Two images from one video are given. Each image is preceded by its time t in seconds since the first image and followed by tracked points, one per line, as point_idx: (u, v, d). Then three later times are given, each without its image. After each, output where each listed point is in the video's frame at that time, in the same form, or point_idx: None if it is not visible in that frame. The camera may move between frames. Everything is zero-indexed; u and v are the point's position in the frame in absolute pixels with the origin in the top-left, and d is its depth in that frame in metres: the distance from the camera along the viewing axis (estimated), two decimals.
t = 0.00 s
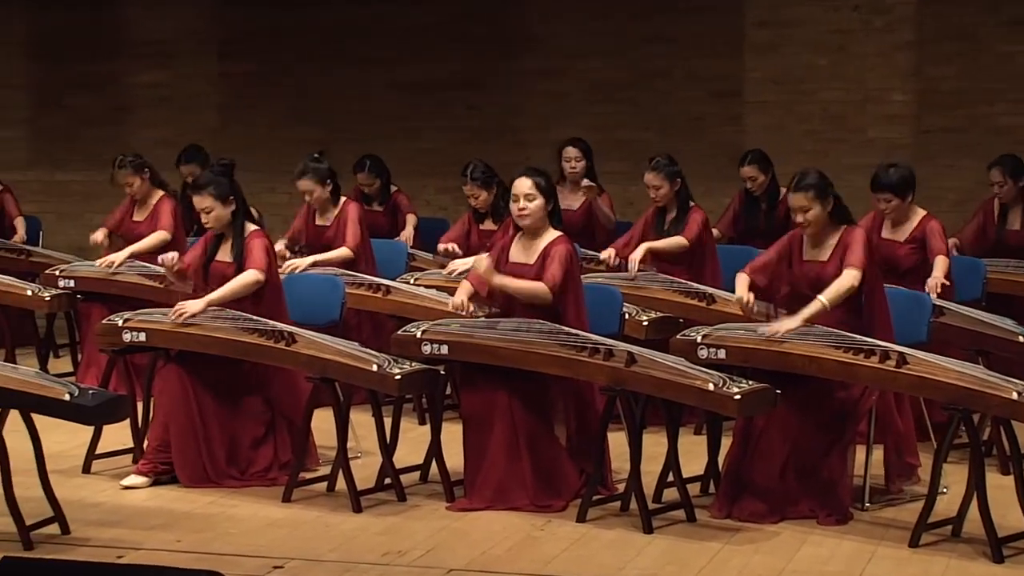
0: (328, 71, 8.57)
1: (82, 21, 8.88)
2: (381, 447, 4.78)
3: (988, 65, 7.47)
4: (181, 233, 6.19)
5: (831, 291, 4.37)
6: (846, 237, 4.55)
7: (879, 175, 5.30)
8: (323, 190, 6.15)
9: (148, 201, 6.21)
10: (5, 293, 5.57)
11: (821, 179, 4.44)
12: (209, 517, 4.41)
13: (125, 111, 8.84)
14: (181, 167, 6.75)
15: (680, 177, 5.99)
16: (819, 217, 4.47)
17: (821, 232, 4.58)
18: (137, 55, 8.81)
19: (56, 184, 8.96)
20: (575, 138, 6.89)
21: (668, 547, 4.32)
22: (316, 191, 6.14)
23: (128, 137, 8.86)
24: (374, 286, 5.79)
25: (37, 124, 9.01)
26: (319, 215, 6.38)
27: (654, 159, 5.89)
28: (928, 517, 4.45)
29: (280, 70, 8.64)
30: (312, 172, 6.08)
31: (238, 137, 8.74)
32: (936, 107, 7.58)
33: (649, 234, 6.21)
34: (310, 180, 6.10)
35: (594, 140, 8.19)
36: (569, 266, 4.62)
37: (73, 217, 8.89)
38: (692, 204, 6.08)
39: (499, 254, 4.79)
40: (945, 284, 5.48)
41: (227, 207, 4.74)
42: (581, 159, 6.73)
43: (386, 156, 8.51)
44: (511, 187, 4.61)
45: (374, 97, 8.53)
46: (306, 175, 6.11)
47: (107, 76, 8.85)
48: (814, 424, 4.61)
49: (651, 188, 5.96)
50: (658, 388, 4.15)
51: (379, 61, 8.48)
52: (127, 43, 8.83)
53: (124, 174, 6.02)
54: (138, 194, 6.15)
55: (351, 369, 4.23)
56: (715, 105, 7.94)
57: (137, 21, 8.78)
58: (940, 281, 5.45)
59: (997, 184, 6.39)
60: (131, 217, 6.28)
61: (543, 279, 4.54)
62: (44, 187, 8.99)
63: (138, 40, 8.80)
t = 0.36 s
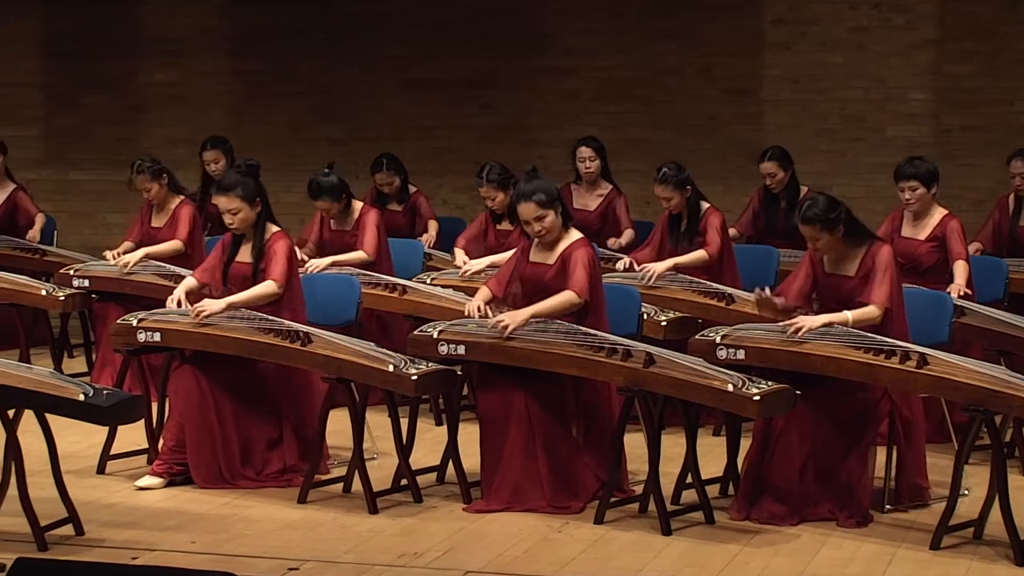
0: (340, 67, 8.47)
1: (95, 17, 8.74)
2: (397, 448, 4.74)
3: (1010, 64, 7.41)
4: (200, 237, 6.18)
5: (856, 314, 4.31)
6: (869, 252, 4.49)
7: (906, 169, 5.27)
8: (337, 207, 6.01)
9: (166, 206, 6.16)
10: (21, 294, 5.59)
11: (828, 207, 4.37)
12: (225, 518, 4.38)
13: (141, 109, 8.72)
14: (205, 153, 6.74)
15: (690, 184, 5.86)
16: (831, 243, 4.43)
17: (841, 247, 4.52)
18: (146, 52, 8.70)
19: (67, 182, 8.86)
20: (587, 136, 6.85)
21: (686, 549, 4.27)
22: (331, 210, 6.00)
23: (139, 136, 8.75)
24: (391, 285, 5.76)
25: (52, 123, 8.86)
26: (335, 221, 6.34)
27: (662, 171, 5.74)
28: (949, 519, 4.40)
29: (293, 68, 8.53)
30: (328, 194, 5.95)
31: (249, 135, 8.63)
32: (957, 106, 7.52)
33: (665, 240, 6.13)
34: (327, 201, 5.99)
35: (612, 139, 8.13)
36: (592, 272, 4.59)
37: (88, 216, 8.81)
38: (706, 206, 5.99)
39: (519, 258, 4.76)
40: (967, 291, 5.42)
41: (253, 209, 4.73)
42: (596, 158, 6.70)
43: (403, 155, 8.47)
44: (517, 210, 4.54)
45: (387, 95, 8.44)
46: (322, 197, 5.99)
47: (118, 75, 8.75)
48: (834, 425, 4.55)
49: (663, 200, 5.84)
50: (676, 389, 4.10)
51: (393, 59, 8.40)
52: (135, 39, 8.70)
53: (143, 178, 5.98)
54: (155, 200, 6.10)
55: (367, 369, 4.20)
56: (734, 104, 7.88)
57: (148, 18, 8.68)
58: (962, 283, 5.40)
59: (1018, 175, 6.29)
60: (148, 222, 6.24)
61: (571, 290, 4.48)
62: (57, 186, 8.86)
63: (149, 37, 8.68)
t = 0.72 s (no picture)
0: (358, 65, 8.44)
1: (111, 16, 8.74)
2: (414, 449, 4.71)
3: None
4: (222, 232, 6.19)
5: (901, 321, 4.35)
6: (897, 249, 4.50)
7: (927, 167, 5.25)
8: (367, 184, 6.03)
9: (188, 200, 6.21)
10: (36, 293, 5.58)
11: (864, 190, 4.37)
12: (240, 519, 4.35)
13: (156, 108, 8.71)
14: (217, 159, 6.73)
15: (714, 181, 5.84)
16: (866, 230, 4.40)
17: (868, 244, 4.51)
18: (161, 50, 8.69)
19: (82, 181, 8.84)
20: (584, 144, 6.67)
21: (704, 552, 4.22)
22: (362, 183, 6.01)
23: (156, 134, 8.74)
24: (407, 285, 5.72)
25: (67, 121, 8.85)
26: (354, 213, 6.33)
27: (685, 168, 5.74)
28: (970, 521, 4.34)
29: (309, 67, 8.49)
30: (359, 162, 5.96)
31: (265, 134, 8.60)
32: (979, 104, 7.45)
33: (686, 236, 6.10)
34: (356, 171, 5.97)
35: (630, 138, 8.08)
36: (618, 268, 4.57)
37: (103, 216, 8.80)
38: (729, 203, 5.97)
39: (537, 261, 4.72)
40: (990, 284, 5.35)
41: (273, 204, 4.72)
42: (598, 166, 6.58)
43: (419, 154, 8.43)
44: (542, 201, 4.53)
45: (404, 94, 8.40)
46: (352, 166, 5.98)
47: (134, 74, 8.73)
48: (855, 426, 4.50)
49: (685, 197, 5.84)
50: (695, 390, 4.06)
51: (410, 57, 8.37)
52: (151, 37, 8.69)
53: (170, 164, 6.05)
54: (179, 190, 6.15)
55: (383, 369, 4.17)
56: (753, 102, 7.82)
57: (164, 16, 8.66)
58: (985, 280, 5.32)
59: None
60: (169, 217, 6.27)
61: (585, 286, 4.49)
62: (72, 185, 8.86)
63: (166, 35, 8.67)
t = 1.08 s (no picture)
0: (375, 64, 8.40)
1: (127, 15, 8.71)
2: (430, 450, 4.67)
3: None
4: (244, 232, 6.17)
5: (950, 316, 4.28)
6: (922, 245, 4.45)
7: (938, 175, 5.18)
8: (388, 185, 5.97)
9: (207, 201, 6.19)
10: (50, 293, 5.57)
11: (887, 189, 4.31)
12: (255, 521, 4.33)
13: (172, 107, 8.68)
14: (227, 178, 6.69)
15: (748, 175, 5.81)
16: (892, 229, 4.34)
17: (893, 242, 4.46)
18: (177, 49, 8.66)
19: (97, 181, 8.81)
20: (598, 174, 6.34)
21: (723, 554, 4.18)
22: (381, 182, 5.94)
23: (171, 133, 8.71)
24: (423, 285, 5.69)
25: (82, 120, 8.82)
26: (373, 211, 6.29)
27: (720, 157, 5.74)
28: (993, 523, 4.28)
29: (326, 66, 8.46)
30: (380, 162, 5.86)
31: (282, 134, 8.56)
32: (1002, 102, 7.38)
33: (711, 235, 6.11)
34: (376, 171, 5.89)
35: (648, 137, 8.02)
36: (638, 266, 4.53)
37: (117, 215, 8.77)
38: (758, 204, 5.92)
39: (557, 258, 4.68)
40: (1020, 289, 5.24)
41: (285, 206, 4.69)
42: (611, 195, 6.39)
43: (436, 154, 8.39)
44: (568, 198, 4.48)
45: (421, 93, 8.37)
46: (371, 167, 5.88)
47: (150, 73, 8.70)
48: (876, 429, 4.44)
49: (719, 186, 5.79)
50: (714, 391, 4.01)
51: (427, 56, 8.33)
52: (167, 36, 8.66)
53: (188, 167, 6.01)
54: (198, 192, 6.12)
55: (399, 370, 4.14)
56: (773, 101, 7.76)
57: (180, 15, 8.63)
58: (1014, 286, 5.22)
59: None
60: (186, 218, 6.25)
61: (619, 272, 4.48)
62: (87, 184, 8.83)
63: (181, 34, 8.64)
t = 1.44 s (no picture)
0: (391, 63, 8.37)
1: (142, 14, 8.69)
2: (447, 451, 4.64)
3: None
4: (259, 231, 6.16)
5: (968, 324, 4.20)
6: (944, 248, 4.41)
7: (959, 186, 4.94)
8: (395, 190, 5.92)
9: (221, 199, 6.17)
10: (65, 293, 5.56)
11: (904, 208, 4.26)
12: (270, 522, 4.30)
13: (187, 106, 8.66)
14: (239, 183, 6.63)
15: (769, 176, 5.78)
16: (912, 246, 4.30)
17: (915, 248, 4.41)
18: (192, 47, 8.63)
19: (112, 180, 8.81)
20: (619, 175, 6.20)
21: (741, 556, 4.13)
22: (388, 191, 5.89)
23: (187, 132, 8.68)
24: (440, 285, 5.66)
25: (96, 119, 8.81)
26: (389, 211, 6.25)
27: (742, 158, 5.68)
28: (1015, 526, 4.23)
29: (342, 64, 8.43)
30: (386, 171, 5.82)
31: (297, 133, 8.54)
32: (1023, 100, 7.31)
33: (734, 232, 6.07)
34: (382, 180, 5.85)
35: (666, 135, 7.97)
36: (657, 267, 4.48)
37: (132, 214, 8.76)
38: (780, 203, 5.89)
39: (576, 259, 4.65)
40: None
41: (298, 205, 4.66)
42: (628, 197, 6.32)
43: (452, 153, 8.36)
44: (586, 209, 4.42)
45: (437, 92, 8.33)
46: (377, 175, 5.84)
47: (165, 71, 8.68)
48: (897, 431, 4.39)
49: (739, 188, 5.76)
50: (733, 392, 3.97)
51: (443, 54, 8.30)
52: (182, 34, 8.64)
53: (201, 164, 5.99)
54: (211, 191, 6.10)
55: (415, 371, 4.11)
56: (792, 99, 7.70)
57: (195, 13, 8.61)
58: None
59: None
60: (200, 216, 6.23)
61: (673, 298, 4.44)
62: (102, 183, 8.83)
63: (196, 32, 8.62)
